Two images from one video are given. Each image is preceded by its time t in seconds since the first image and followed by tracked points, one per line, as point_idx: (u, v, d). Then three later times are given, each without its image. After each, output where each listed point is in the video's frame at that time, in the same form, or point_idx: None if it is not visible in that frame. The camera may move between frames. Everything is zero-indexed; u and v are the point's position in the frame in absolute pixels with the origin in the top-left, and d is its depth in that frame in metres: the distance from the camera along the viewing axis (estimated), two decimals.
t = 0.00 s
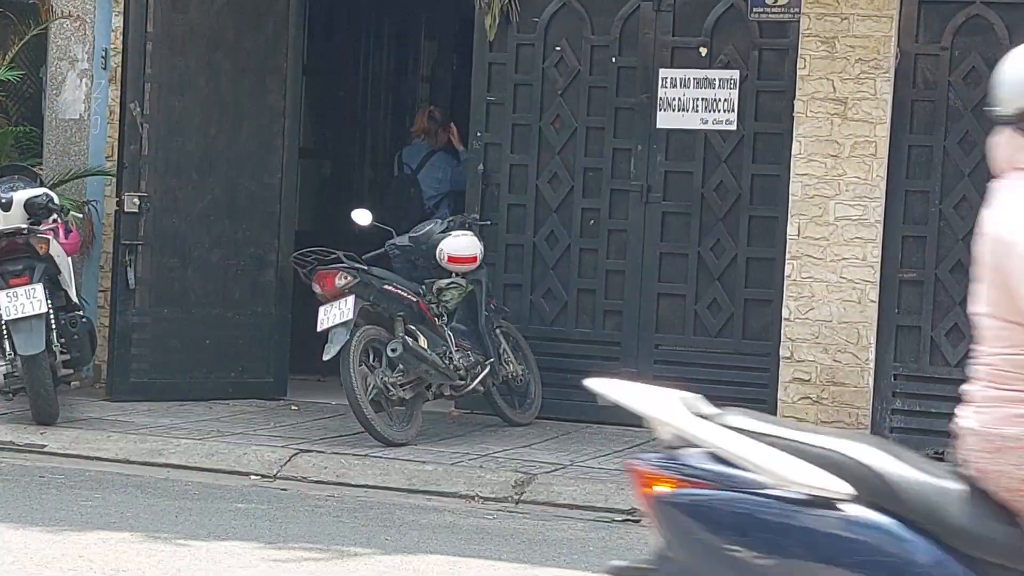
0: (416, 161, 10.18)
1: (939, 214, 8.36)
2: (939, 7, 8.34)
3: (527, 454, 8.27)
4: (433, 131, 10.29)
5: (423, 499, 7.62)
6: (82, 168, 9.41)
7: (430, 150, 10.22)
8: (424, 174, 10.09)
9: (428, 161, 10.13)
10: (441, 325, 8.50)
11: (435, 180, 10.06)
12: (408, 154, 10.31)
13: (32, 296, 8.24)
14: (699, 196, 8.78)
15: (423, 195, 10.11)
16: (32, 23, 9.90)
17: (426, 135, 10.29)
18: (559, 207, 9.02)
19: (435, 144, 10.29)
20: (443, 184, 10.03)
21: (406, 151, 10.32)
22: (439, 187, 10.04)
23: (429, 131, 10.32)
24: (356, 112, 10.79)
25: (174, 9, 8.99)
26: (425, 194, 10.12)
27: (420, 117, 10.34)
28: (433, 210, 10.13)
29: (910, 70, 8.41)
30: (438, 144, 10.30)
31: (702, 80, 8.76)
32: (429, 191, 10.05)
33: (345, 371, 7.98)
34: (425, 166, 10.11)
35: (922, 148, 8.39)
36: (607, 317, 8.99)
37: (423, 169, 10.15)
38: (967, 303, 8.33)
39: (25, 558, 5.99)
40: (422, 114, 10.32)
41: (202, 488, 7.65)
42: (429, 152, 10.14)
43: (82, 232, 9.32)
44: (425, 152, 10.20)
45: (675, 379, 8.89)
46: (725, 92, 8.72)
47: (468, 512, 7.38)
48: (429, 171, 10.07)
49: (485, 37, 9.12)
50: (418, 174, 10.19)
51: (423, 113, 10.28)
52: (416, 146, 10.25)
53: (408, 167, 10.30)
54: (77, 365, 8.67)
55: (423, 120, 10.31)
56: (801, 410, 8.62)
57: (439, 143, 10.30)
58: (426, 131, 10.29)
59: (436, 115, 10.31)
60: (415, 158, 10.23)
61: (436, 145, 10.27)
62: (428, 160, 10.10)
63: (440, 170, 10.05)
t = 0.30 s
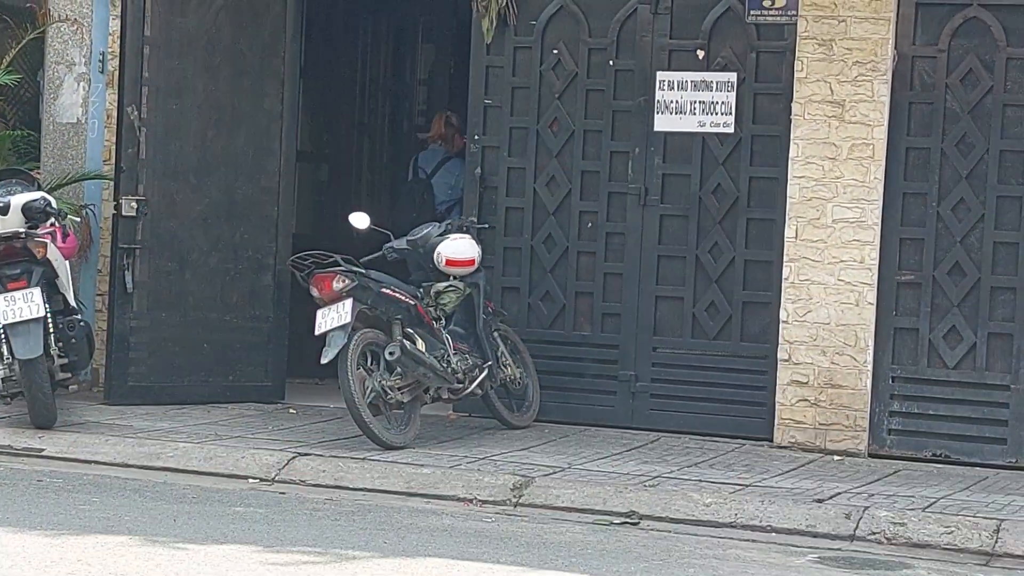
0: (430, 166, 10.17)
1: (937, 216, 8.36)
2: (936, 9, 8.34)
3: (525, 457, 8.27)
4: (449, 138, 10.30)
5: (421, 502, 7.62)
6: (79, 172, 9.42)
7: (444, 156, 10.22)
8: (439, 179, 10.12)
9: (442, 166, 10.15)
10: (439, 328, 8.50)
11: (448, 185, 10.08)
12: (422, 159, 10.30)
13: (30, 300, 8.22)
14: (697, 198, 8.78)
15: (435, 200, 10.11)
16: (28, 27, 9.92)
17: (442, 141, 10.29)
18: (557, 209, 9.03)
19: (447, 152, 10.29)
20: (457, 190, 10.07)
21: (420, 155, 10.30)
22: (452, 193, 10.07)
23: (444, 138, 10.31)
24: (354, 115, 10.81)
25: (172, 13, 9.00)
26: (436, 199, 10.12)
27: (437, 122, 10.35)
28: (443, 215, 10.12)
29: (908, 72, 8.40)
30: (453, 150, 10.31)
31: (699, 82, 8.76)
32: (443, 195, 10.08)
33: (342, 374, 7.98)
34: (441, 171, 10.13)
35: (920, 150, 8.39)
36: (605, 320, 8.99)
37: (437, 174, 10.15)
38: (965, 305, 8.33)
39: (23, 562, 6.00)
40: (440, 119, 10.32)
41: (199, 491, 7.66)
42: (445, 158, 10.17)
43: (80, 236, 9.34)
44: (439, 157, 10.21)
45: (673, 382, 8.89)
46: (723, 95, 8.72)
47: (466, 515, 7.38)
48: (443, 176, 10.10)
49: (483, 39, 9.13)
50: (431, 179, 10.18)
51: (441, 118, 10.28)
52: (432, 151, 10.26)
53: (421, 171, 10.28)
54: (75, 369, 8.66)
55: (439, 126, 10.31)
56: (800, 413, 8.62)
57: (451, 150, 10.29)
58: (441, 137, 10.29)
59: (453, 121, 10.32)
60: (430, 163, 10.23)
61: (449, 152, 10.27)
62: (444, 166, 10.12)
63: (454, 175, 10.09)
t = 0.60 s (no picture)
0: (434, 171, 10.19)
1: (935, 216, 8.36)
2: (934, 9, 8.35)
3: (524, 459, 8.27)
4: (453, 140, 10.29)
5: (420, 504, 7.62)
6: (77, 174, 9.43)
7: (448, 159, 10.21)
8: (441, 183, 10.12)
9: (445, 170, 10.15)
10: (437, 329, 8.50)
11: (449, 188, 10.08)
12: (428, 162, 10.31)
13: (28, 302, 8.23)
14: (695, 200, 8.78)
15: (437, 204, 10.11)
16: (27, 30, 9.92)
17: (445, 143, 10.29)
18: (555, 211, 9.03)
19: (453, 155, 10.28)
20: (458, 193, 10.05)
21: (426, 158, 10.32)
22: (452, 197, 10.06)
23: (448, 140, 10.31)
24: (352, 116, 10.81)
25: (169, 15, 9.00)
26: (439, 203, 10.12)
27: (441, 124, 10.35)
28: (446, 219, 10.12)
29: (906, 72, 8.40)
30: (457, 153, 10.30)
31: (697, 83, 8.77)
32: (443, 199, 10.07)
33: (340, 375, 7.98)
34: (443, 175, 10.14)
35: (918, 150, 8.39)
36: (603, 321, 8.99)
37: (440, 178, 10.16)
38: (963, 306, 8.33)
39: (21, 564, 6.00)
40: (443, 121, 10.31)
41: (198, 494, 7.65)
42: (448, 161, 10.17)
43: (79, 238, 9.35)
44: (444, 161, 10.21)
45: (672, 383, 8.89)
46: (721, 96, 8.73)
47: (464, 517, 7.38)
48: (445, 180, 10.10)
49: (480, 41, 9.13)
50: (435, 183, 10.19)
51: (445, 120, 10.28)
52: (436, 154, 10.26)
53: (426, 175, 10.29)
54: (73, 372, 8.64)
55: (443, 128, 10.31)
56: (799, 414, 8.62)
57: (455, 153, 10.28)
58: (444, 139, 10.28)
59: (456, 122, 10.31)
60: (434, 166, 10.23)
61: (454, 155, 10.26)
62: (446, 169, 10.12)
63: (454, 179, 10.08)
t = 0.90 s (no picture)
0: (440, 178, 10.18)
1: (934, 222, 8.36)
2: (932, 15, 8.35)
3: (522, 465, 8.27)
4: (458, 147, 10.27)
5: (419, 511, 7.62)
6: (76, 180, 9.42)
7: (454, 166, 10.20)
8: (445, 191, 10.11)
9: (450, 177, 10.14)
10: (436, 335, 8.48)
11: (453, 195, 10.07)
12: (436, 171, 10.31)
13: (26, 309, 8.24)
14: (694, 206, 8.78)
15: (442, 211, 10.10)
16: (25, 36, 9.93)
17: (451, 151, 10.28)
18: (554, 217, 9.03)
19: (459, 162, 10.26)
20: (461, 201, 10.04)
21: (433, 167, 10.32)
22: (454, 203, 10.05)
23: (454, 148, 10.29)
24: (351, 122, 10.81)
25: (168, 21, 9.01)
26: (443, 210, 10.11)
27: (447, 131, 10.34)
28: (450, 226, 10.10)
29: (904, 78, 8.40)
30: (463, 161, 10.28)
31: (695, 89, 8.77)
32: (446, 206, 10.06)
33: (339, 381, 7.97)
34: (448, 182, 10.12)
35: (916, 156, 8.39)
36: (602, 327, 8.99)
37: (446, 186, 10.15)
38: (962, 311, 8.33)
39: (20, 570, 5.99)
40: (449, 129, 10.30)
41: (196, 500, 7.65)
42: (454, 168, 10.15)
43: (77, 244, 9.35)
44: (451, 169, 10.20)
45: (671, 389, 8.89)
46: (719, 102, 8.73)
47: (463, 523, 7.37)
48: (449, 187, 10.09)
49: (479, 47, 9.13)
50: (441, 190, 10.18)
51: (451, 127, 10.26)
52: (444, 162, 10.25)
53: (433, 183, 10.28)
54: (72, 378, 8.64)
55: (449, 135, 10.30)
56: (798, 420, 8.62)
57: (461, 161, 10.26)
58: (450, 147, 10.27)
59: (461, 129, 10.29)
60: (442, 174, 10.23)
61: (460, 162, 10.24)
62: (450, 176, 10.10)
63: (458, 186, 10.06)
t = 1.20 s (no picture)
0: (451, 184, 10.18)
1: (932, 224, 8.36)
2: (930, 18, 8.35)
3: (521, 467, 8.27)
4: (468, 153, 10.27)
5: (417, 513, 7.62)
6: (74, 182, 9.42)
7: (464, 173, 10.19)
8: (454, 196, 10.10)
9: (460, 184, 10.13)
10: (434, 337, 8.48)
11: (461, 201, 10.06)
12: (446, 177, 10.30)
13: (25, 311, 8.24)
14: (692, 208, 8.78)
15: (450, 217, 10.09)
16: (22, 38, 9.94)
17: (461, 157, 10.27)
18: (552, 219, 9.03)
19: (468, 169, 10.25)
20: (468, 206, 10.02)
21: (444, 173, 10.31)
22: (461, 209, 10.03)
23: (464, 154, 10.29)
24: (349, 124, 10.81)
25: (166, 23, 9.01)
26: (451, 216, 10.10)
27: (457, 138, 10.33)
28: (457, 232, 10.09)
29: (902, 81, 8.41)
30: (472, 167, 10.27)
31: (694, 91, 8.78)
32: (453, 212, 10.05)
33: (337, 384, 7.96)
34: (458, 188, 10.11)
35: (914, 158, 8.39)
36: (600, 329, 8.99)
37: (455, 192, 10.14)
38: (961, 314, 8.33)
39: (17, 572, 5.99)
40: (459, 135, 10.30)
41: (195, 502, 7.65)
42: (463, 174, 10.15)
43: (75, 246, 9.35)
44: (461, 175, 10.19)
45: (669, 391, 8.89)
46: (718, 104, 8.73)
47: (461, 525, 7.37)
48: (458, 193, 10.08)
49: (477, 49, 9.13)
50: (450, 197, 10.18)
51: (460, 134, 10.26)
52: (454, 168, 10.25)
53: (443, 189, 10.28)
54: (70, 380, 8.64)
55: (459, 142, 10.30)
56: (796, 422, 8.62)
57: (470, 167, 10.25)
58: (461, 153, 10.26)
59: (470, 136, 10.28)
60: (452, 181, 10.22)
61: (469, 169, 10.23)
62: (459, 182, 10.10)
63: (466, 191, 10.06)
